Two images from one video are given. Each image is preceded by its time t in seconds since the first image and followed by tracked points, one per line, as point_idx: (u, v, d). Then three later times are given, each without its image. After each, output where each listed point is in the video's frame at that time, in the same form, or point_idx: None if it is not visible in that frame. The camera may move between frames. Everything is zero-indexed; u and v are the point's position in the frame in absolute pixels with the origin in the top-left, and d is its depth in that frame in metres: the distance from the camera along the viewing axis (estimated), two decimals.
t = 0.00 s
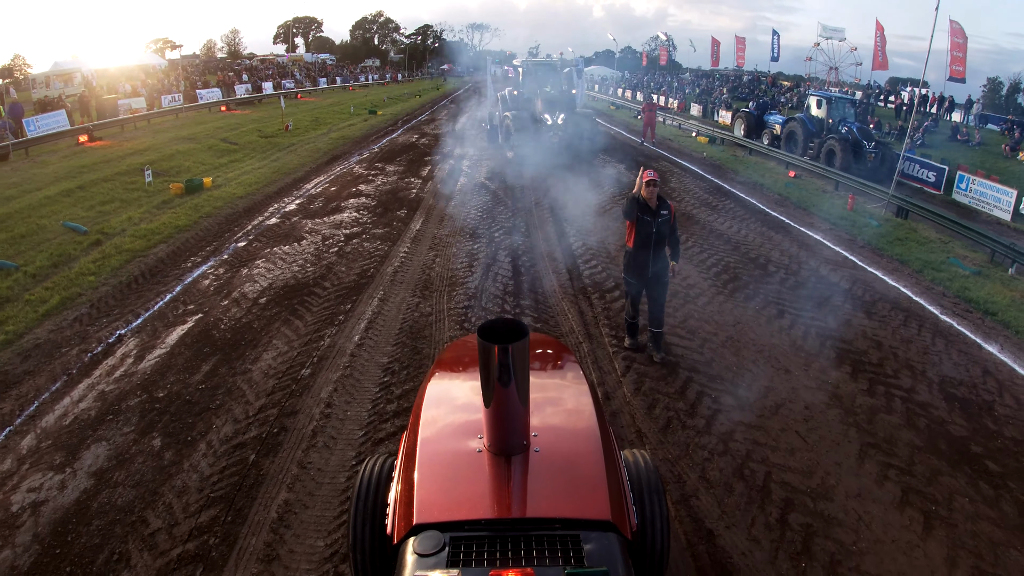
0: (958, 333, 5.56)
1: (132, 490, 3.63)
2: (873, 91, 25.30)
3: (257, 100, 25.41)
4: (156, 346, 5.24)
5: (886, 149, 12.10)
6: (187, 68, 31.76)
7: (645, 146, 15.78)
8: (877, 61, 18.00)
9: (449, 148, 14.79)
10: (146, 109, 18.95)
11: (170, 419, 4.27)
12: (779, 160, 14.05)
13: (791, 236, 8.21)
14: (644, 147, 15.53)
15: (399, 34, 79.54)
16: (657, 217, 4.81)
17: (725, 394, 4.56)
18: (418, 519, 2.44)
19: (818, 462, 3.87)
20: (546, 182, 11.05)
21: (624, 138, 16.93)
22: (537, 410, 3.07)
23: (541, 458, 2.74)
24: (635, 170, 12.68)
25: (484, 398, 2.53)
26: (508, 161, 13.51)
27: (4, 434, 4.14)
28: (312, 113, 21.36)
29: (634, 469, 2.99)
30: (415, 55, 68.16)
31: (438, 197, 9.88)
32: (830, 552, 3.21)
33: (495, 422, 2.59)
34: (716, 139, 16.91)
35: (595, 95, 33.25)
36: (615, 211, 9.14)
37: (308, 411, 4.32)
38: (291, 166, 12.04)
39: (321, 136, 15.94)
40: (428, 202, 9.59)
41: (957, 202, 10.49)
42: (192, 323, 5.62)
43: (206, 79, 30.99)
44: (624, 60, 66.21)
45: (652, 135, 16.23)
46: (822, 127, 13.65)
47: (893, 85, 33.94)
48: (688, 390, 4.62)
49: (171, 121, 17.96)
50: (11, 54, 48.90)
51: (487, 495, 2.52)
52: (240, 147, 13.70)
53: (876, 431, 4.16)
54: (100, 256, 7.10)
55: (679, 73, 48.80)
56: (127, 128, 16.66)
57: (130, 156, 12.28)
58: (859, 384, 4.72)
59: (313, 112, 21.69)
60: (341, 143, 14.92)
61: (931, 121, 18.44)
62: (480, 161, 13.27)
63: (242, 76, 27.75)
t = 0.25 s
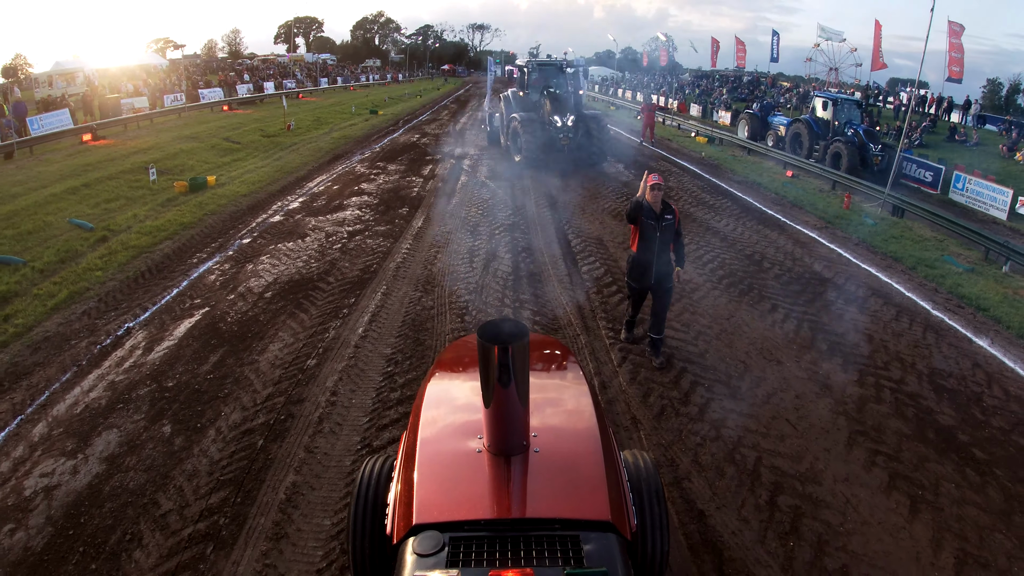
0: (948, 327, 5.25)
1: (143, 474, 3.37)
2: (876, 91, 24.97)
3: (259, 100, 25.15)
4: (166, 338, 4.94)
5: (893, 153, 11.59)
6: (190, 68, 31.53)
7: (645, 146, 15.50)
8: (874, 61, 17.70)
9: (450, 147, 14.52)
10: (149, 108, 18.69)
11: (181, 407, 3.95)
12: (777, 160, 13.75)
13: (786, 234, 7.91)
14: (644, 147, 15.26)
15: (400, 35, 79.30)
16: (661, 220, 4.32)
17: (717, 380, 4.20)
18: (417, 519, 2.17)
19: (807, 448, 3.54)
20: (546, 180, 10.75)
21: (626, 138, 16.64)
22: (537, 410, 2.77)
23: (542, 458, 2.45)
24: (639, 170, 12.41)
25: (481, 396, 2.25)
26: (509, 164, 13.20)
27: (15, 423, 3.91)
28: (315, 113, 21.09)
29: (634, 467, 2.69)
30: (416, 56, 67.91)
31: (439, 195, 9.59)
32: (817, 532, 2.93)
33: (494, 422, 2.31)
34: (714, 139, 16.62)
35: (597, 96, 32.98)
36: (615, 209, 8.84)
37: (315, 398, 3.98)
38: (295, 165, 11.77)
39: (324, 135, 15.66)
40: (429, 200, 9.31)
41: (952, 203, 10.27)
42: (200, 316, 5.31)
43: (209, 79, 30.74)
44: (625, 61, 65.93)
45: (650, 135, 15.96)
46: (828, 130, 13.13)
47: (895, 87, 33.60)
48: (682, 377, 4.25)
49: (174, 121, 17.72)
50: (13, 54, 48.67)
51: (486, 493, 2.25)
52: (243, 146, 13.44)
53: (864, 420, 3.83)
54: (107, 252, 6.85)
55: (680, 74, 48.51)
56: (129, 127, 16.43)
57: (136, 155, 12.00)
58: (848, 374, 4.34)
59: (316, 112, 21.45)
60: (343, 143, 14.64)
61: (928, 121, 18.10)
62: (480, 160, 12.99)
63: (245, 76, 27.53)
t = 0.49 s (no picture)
0: (940, 322, 5.34)
1: (154, 460, 3.48)
2: (875, 91, 25.05)
3: (260, 100, 25.24)
4: (173, 331, 5.05)
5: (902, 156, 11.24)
6: (191, 69, 31.61)
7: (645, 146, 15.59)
8: (874, 62, 17.79)
9: (451, 148, 14.63)
10: (152, 109, 18.78)
11: (189, 396, 4.06)
12: (775, 160, 13.85)
13: (783, 232, 8.00)
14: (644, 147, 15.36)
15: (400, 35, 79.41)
16: (666, 217, 4.31)
17: (710, 371, 4.31)
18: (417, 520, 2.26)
19: (798, 436, 3.64)
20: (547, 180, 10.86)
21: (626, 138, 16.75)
22: (537, 411, 2.86)
23: (541, 459, 2.54)
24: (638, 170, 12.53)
25: (482, 396, 2.34)
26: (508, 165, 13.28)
27: (27, 413, 4.01)
28: (317, 113, 21.19)
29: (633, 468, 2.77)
30: (416, 57, 68.05)
31: (440, 194, 9.70)
32: (806, 514, 3.04)
33: (494, 424, 2.40)
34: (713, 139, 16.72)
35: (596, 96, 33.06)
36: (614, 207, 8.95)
37: (321, 387, 4.09)
38: (298, 165, 11.87)
39: (326, 135, 15.76)
40: (429, 199, 9.42)
41: (949, 202, 10.37)
42: (207, 311, 5.42)
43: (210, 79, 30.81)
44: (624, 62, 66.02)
45: (650, 135, 16.07)
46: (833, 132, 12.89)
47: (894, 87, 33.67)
48: (677, 368, 4.35)
49: (177, 121, 17.81)
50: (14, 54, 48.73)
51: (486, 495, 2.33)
52: (245, 145, 13.55)
53: (855, 410, 3.93)
54: (113, 249, 6.95)
55: (679, 75, 48.56)
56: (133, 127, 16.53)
57: (138, 154, 12.10)
58: (840, 366, 4.45)
59: (317, 112, 21.54)
60: (345, 143, 14.74)
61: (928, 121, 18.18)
62: (481, 160, 13.09)
63: (247, 77, 27.61)
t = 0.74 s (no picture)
0: (932, 317, 5.44)
1: (165, 445, 3.58)
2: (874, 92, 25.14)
3: (262, 100, 25.35)
4: (182, 324, 5.16)
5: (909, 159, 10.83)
6: (192, 69, 31.71)
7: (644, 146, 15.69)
8: (874, 63, 17.89)
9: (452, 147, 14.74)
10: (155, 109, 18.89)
11: (198, 386, 4.17)
12: (773, 160, 13.96)
13: (779, 230, 8.10)
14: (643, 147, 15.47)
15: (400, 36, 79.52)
16: (668, 221, 4.25)
17: (704, 361, 4.42)
18: (417, 520, 2.34)
19: (790, 423, 3.74)
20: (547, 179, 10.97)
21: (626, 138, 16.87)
22: (537, 412, 2.94)
23: (540, 459, 2.62)
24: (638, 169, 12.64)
25: (482, 396, 2.42)
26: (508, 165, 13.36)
27: (38, 402, 4.12)
28: (318, 113, 21.29)
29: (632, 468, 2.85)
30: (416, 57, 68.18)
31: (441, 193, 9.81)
32: (795, 497, 3.14)
33: (494, 423, 2.49)
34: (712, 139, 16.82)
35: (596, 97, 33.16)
36: (613, 206, 9.06)
37: (327, 376, 4.20)
38: (300, 164, 11.97)
39: (328, 135, 15.86)
40: (430, 197, 9.52)
41: (946, 202, 10.47)
42: (214, 305, 5.53)
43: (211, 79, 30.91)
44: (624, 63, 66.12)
45: (649, 135, 16.18)
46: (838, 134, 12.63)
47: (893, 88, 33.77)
48: (672, 359, 4.46)
49: (180, 120, 17.91)
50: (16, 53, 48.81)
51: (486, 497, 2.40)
52: (248, 145, 13.65)
53: (845, 399, 4.03)
54: (120, 245, 7.06)
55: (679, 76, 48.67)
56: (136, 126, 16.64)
57: (142, 153, 12.20)
58: (831, 358, 4.56)
59: (319, 112, 21.65)
60: (348, 143, 14.84)
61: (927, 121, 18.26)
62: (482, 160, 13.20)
63: (248, 77, 27.73)
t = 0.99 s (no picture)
0: (922, 312, 5.57)
1: (176, 430, 3.72)
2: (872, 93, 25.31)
3: (264, 100, 25.53)
4: (190, 316, 5.29)
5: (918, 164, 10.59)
6: (194, 69, 31.88)
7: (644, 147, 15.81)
8: (874, 66, 18.01)
9: (454, 147, 14.89)
10: (159, 108, 19.03)
11: (208, 374, 4.30)
12: (771, 160, 14.12)
13: (774, 228, 8.23)
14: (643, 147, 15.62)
15: (401, 36, 79.70)
16: (666, 225, 4.25)
17: (697, 352, 4.56)
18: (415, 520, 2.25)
19: (779, 410, 3.88)
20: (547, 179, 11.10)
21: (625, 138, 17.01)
22: (537, 412, 2.84)
23: (541, 460, 2.52)
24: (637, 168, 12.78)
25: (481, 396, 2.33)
26: (509, 164, 13.49)
27: (51, 390, 4.25)
28: (321, 113, 21.44)
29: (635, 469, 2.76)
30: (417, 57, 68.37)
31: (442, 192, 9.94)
32: (783, 479, 3.27)
33: (494, 422, 2.39)
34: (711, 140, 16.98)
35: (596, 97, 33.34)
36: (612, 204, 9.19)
37: (333, 365, 4.34)
38: (303, 163, 12.10)
39: (330, 135, 16.00)
40: (431, 195, 9.65)
41: (942, 202, 10.59)
42: (221, 298, 5.66)
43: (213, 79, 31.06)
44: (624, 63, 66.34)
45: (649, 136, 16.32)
46: (845, 138, 12.72)
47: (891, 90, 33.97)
48: (666, 350, 4.59)
49: (183, 120, 18.06)
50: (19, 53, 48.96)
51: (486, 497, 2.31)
52: (251, 144, 13.80)
53: (834, 388, 4.17)
54: (127, 241, 7.20)
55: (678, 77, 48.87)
56: (141, 125, 16.78)
57: (147, 152, 12.33)
58: (821, 350, 4.69)
59: (321, 112, 21.80)
60: (350, 142, 14.98)
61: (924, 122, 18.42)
62: (483, 159, 13.33)
63: (251, 77, 27.91)
